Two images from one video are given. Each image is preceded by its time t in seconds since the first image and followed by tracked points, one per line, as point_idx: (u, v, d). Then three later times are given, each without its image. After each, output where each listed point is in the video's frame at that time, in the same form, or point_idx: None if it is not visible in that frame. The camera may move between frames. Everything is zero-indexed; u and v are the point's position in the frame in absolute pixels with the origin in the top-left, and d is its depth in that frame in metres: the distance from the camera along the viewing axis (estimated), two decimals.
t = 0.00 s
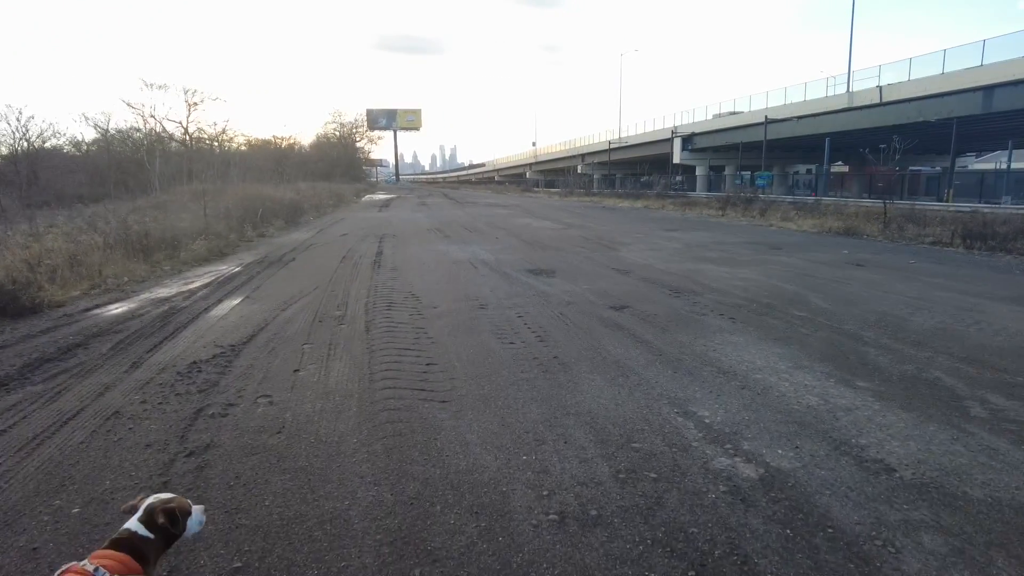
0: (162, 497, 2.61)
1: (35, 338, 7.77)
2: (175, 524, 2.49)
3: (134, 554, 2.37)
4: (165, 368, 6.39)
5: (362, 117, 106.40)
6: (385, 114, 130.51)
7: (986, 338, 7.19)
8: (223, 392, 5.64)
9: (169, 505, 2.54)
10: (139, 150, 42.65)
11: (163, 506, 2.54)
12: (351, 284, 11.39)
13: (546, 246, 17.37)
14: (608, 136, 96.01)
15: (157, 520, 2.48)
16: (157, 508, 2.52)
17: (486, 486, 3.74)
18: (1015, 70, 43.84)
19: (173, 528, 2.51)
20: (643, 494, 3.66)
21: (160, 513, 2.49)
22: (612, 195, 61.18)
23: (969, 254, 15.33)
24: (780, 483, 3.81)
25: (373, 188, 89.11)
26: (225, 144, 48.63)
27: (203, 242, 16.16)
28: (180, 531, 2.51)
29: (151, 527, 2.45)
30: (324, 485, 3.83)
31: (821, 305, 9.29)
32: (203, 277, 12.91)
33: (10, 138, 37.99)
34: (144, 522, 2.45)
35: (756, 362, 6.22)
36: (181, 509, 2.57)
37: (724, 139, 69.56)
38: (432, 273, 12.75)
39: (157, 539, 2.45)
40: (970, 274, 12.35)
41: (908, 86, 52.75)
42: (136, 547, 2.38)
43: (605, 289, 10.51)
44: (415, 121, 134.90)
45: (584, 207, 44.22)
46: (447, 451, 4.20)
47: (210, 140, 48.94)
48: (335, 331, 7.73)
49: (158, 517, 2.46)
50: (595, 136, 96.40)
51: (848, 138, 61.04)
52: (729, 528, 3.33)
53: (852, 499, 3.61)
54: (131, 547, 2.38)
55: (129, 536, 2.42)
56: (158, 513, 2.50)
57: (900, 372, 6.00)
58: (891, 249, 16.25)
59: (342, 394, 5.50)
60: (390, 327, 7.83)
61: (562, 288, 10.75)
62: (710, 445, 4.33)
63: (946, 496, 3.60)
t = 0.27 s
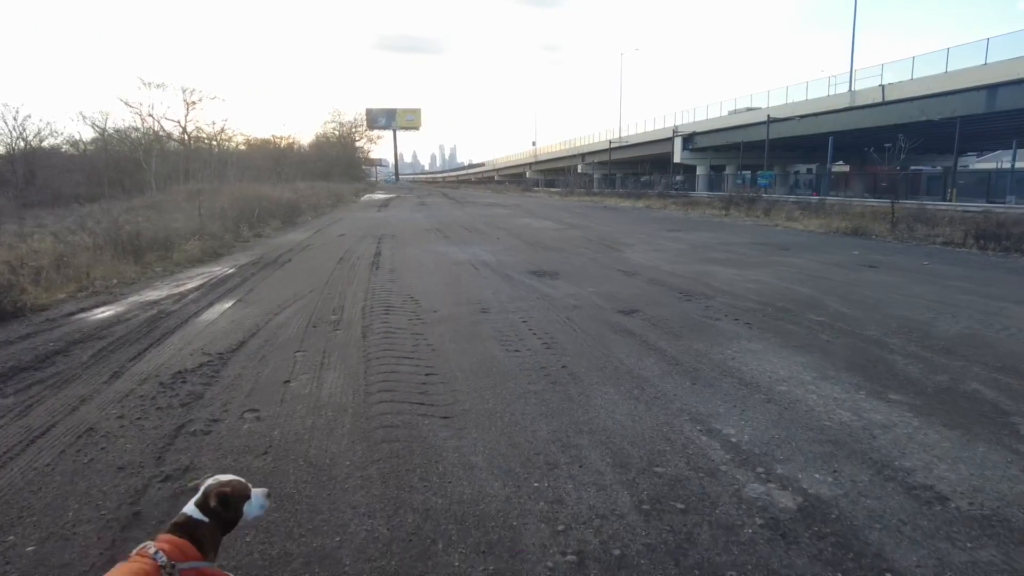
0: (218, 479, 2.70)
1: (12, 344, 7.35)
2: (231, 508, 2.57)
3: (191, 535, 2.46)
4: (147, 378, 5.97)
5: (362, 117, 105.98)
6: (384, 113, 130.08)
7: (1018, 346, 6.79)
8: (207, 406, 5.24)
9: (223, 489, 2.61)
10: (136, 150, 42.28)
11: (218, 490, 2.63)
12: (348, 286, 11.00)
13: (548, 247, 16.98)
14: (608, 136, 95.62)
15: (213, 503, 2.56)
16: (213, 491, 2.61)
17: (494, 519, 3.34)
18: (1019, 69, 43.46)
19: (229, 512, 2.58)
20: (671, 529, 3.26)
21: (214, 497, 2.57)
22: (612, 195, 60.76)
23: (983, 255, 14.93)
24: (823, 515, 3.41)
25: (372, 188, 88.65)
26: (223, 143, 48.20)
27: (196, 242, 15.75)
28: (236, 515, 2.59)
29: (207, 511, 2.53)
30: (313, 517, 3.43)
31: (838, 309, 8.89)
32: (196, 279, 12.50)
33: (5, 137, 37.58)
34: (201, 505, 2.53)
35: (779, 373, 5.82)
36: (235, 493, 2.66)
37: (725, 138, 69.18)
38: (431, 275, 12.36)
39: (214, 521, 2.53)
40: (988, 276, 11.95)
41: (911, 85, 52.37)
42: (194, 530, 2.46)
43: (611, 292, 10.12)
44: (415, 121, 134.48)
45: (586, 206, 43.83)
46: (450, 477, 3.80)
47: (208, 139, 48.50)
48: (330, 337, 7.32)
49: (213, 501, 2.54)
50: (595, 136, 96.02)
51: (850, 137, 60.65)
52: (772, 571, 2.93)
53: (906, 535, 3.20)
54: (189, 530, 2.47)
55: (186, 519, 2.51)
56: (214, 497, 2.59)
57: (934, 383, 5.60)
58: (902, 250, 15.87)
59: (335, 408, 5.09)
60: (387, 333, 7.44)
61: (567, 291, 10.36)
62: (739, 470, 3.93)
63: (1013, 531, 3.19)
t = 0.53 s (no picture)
0: (269, 475, 3.00)
1: None
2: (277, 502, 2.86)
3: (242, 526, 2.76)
4: (119, 395, 5.58)
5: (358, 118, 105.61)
6: (380, 114, 129.69)
7: None
8: (181, 428, 4.86)
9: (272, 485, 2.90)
10: (129, 150, 41.85)
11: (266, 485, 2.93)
12: (339, 292, 10.62)
13: (545, 250, 16.63)
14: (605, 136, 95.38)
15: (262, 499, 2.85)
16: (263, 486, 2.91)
17: (490, 568, 2.98)
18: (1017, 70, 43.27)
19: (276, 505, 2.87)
20: None
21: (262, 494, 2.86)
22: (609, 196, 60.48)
23: (991, 259, 14.61)
24: (858, 561, 3.05)
25: (368, 189, 88.22)
26: (217, 144, 47.81)
27: (185, 245, 15.35)
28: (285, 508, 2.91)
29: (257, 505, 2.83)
30: (287, 564, 3.05)
31: (849, 317, 8.54)
32: (182, 284, 12.11)
33: None
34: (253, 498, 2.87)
35: (793, 391, 5.46)
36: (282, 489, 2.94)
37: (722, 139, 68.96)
38: (425, 280, 11.98)
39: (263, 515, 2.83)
40: (999, 281, 11.63)
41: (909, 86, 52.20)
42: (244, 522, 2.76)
43: (611, 298, 9.78)
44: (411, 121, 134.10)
45: (583, 207, 43.53)
46: (441, 516, 3.43)
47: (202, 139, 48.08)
48: (317, 349, 6.95)
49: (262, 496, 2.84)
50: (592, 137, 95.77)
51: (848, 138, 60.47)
52: None
53: None
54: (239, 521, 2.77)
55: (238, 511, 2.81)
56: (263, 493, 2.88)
57: (960, 401, 5.24)
58: (907, 254, 15.57)
59: (319, 432, 4.73)
60: (378, 344, 7.07)
61: (565, 297, 10.00)
62: (760, 505, 3.57)
63: None
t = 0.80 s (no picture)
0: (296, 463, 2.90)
1: None
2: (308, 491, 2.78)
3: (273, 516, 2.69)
4: (76, 410, 5.10)
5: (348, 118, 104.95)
6: (371, 115, 129.02)
7: None
8: (141, 448, 4.39)
9: (302, 474, 2.81)
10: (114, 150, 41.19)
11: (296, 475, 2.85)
12: (322, 296, 10.15)
13: (538, 251, 16.20)
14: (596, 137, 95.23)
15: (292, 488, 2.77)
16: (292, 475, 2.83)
17: None
18: (1006, 70, 43.31)
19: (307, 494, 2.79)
20: None
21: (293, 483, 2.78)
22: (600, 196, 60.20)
23: (992, 259, 14.31)
24: None
25: (358, 190, 87.61)
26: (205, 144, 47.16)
27: (165, 247, 14.82)
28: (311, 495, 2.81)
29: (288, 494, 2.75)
30: None
31: (857, 321, 8.16)
32: (159, 288, 11.60)
33: None
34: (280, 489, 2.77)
35: (809, 403, 5.06)
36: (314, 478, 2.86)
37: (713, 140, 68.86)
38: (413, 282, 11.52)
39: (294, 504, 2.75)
40: (1005, 281, 11.30)
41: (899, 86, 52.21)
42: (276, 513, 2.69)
43: (607, 301, 9.36)
44: (401, 122, 133.59)
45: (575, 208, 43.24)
46: (426, 557, 2.99)
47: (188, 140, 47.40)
48: (296, 358, 6.48)
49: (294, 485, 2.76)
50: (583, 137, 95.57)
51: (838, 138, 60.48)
52: None
53: None
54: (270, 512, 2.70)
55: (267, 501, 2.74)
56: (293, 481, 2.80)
57: (989, 413, 4.85)
58: (907, 254, 15.26)
59: (294, 454, 4.28)
60: (362, 352, 6.62)
61: (560, 299, 9.57)
62: (789, 540, 3.15)
63: None
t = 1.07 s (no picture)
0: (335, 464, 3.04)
1: None
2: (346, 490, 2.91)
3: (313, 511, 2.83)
4: (31, 436, 4.63)
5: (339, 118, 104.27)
6: (362, 115, 128.35)
7: None
8: (98, 483, 3.93)
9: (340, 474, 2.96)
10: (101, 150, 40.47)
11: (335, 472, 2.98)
12: (309, 303, 9.70)
13: (533, 254, 15.77)
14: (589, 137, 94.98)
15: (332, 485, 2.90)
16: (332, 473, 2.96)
17: None
18: (999, 70, 43.23)
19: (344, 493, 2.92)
20: None
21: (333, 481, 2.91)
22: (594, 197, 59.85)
23: (998, 262, 13.99)
24: None
25: (350, 190, 86.93)
26: (194, 144, 46.50)
27: (147, 250, 14.31)
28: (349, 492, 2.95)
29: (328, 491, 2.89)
30: None
31: (869, 330, 7.79)
32: (139, 294, 11.11)
33: None
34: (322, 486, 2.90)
35: (832, 427, 4.67)
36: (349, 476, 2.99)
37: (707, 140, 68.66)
38: (404, 288, 11.07)
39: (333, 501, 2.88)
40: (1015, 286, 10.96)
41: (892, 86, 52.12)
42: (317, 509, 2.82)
43: (607, 308, 8.96)
44: (393, 122, 133.28)
45: (569, 209, 42.91)
46: None
47: (177, 140, 46.70)
48: (278, 375, 6.05)
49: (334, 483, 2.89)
50: (575, 137, 95.30)
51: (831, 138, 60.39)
52: None
53: None
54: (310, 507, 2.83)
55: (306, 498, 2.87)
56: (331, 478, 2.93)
57: None
58: (911, 257, 14.93)
59: (271, 490, 3.87)
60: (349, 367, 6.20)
61: (558, 306, 9.15)
62: None
63: None
